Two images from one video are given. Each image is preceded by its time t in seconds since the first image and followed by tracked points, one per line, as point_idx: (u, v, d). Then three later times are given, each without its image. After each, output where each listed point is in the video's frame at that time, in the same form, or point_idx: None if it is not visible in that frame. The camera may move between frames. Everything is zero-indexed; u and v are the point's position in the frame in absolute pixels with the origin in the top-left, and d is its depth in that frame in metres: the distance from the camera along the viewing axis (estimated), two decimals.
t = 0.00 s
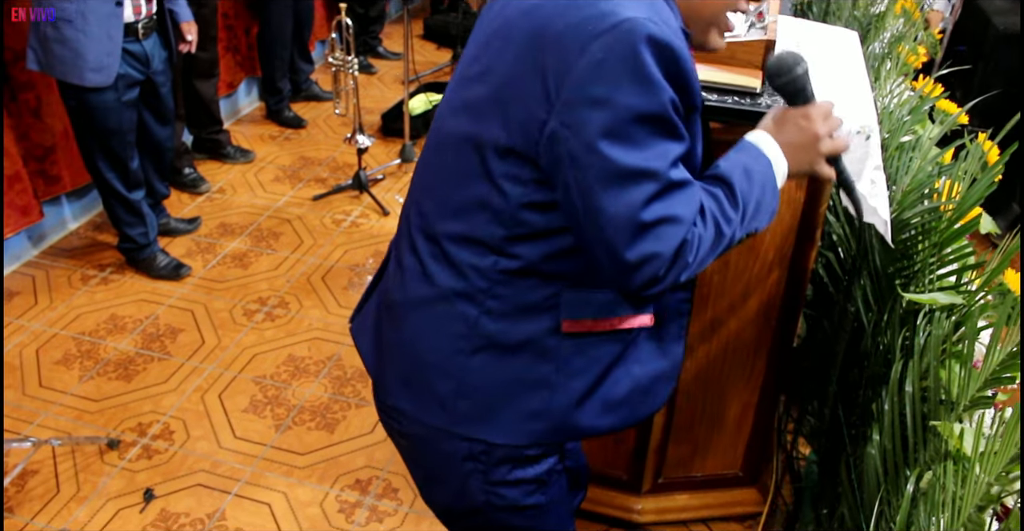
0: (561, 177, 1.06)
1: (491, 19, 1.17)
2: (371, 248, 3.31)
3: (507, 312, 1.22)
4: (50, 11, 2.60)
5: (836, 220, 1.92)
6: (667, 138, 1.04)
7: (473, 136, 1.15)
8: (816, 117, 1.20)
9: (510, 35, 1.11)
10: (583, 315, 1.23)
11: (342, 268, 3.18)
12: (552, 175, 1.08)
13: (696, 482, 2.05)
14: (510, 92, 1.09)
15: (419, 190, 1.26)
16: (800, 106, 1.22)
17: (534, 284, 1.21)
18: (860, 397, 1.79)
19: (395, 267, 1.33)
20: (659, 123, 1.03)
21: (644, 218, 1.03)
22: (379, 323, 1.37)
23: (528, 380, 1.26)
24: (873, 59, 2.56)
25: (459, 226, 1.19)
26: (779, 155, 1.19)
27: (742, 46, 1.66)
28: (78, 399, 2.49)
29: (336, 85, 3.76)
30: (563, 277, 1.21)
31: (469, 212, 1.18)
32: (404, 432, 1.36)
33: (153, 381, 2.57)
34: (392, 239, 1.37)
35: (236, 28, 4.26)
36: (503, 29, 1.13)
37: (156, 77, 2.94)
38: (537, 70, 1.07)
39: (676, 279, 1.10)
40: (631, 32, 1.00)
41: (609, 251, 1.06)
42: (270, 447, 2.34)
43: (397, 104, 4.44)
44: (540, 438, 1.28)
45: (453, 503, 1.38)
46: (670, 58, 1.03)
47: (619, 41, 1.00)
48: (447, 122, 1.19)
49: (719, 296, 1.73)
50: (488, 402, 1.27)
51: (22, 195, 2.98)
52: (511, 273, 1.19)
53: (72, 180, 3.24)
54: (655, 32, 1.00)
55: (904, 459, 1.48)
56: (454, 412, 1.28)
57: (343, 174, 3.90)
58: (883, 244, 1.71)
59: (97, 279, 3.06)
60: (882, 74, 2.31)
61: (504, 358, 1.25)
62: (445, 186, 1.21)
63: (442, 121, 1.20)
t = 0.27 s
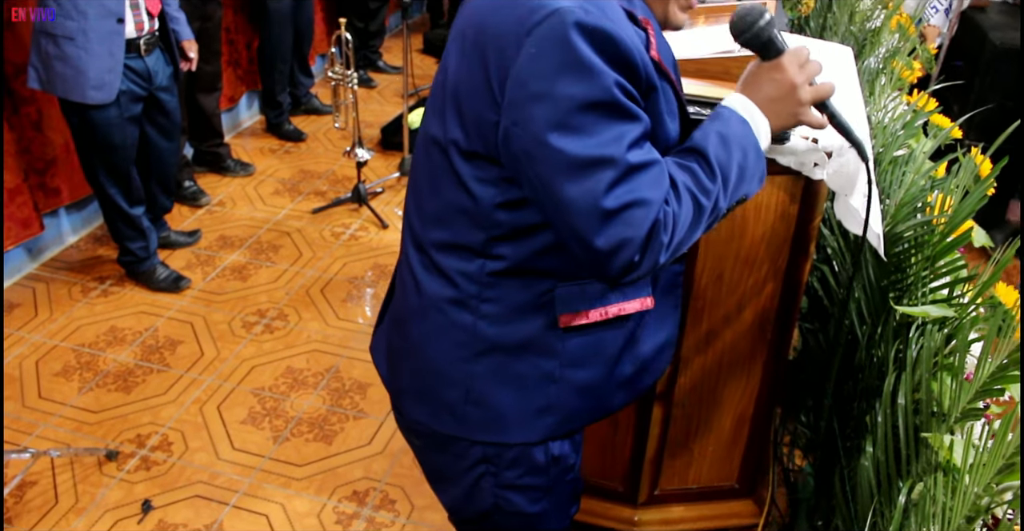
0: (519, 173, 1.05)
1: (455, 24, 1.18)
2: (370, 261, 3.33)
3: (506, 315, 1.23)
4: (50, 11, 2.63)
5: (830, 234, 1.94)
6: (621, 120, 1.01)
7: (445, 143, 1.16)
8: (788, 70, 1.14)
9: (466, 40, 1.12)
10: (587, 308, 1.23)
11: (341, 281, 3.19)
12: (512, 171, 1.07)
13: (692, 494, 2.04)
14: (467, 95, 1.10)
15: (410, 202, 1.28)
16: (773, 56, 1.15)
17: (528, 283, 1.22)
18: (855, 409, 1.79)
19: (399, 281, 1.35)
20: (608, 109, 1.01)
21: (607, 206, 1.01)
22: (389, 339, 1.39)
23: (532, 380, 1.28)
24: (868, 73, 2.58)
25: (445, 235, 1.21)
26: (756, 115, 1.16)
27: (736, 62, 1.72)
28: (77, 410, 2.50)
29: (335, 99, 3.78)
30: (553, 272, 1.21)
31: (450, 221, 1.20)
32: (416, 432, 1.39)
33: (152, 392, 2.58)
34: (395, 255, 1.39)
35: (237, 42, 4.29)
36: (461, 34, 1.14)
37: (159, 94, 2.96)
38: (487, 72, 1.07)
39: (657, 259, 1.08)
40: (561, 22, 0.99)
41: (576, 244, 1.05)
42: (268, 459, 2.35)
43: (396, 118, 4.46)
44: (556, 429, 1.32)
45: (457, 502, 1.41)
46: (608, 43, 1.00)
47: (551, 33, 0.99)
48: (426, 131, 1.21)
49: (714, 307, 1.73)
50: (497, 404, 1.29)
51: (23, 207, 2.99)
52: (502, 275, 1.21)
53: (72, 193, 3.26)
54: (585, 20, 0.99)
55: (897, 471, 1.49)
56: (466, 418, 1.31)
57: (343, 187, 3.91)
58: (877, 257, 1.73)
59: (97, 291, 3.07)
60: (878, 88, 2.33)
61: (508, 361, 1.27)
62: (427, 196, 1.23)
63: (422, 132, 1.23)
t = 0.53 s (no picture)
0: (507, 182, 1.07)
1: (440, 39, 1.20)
2: (371, 273, 3.34)
3: (511, 325, 1.25)
4: (50, 10, 2.64)
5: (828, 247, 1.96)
6: (602, 122, 1.02)
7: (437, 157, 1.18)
8: (775, 47, 1.13)
9: (449, 54, 1.14)
10: (593, 312, 1.24)
11: (342, 293, 3.20)
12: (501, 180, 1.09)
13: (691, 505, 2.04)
14: (454, 109, 1.12)
15: (411, 219, 1.30)
16: (761, 36, 1.15)
17: (528, 292, 1.23)
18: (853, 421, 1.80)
19: (405, 296, 1.36)
20: (590, 111, 1.02)
21: (596, 208, 1.02)
22: (398, 355, 1.40)
23: (544, 388, 1.29)
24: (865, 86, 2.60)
25: (444, 248, 1.23)
26: (747, 97, 1.15)
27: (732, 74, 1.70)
28: (78, 421, 2.51)
29: (337, 112, 3.80)
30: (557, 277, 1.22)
31: (447, 234, 1.21)
32: (426, 437, 1.41)
33: (153, 404, 2.58)
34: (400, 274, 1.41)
35: (240, 55, 4.32)
36: (445, 49, 1.16)
37: (161, 107, 2.98)
38: (469, 86, 1.09)
39: (654, 256, 1.08)
40: (533, 31, 1.00)
41: (571, 247, 1.06)
42: (268, 470, 2.35)
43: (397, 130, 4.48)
44: (567, 436, 1.32)
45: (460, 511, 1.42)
46: (582, 47, 1.01)
47: (524, 43, 1.01)
48: (419, 147, 1.23)
49: (711, 319, 1.74)
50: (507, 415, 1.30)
51: (26, 219, 3.01)
52: (503, 284, 1.22)
53: (74, 205, 3.28)
54: (557, 27, 1.00)
55: (894, 483, 1.50)
56: (479, 429, 1.31)
57: (344, 200, 3.93)
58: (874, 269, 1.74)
59: (98, 302, 3.09)
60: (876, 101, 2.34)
61: (519, 370, 1.28)
62: (424, 211, 1.25)
63: (417, 148, 1.25)
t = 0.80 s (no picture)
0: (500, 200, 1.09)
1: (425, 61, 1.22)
2: (371, 287, 3.35)
3: (517, 337, 1.26)
4: (51, 11, 2.65)
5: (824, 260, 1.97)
6: (587, 133, 1.04)
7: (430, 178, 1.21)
8: (760, 44, 1.14)
9: (434, 78, 1.16)
10: (598, 320, 1.25)
11: (342, 306, 3.22)
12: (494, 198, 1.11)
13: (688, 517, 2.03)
14: (444, 131, 1.15)
15: (411, 238, 1.32)
16: (747, 34, 1.16)
17: (529, 308, 1.25)
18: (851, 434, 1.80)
19: (411, 314, 1.38)
20: (573, 125, 1.04)
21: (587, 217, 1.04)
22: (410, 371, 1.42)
23: (557, 396, 1.30)
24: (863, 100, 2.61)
25: (445, 266, 1.24)
26: (737, 98, 1.16)
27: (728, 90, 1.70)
28: (78, 434, 2.52)
29: (337, 126, 3.82)
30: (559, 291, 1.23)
31: (447, 252, 1.23)
32: (438, 447, 1.42)
33: (153, 417, 2.59)
34: (404, 292, 1.43)
35: (241, 69, 4.34)
36: (430, 72, 1.18)
37: (163, 121, 3.00)
38: (455, 108, 1.12)
39: (649, 262, 1.10)
40: (512, 51, 1.03)
41: (568, 259, 1.08)
42: (267, 483, 2.36)
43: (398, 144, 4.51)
44: (583, 444, 1.33)
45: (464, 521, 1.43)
46: (561, 63, 1.03)
47: (504, 62, 1.03)
48: (413, 169, 1.26)
49: (708, 332, 1.75)
50: (518, 425, 1.31)
51: (27, 232, 3.03)
52: (506, 298, 1.23)
53: (76, 219, 3.30)
54: (534, 45, 1.02)
55: (890, 496, 1.50)
56: (494, 440, 1.32)
57: (344, 213, 3.95)
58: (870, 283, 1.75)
59: (100, 315, 3.10)
60: (874, 114, 2.35)
61: (530, 382, 1.29)
62: (421, 231, 1.27)
63: (411, 170, 1.27)
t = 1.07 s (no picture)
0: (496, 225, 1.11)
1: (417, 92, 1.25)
2: (372, 304, 3.36)
3: (521, 355, 1.27)
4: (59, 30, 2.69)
5: (821, 279, 1.98)
6: (576, 155, 1.05)
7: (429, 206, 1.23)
8: (745, 50, 1.16)
9: (426, 109, 1.19)
10: (600, 337, 1.25)
11: (343, 323, 3.23)
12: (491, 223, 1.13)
13: None
14: (439, 160, 1.17)
15: (410, 266, 1.34)
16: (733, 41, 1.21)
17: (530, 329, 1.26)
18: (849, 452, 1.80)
19: (413, 341, 1.39)
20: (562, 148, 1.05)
21: (581, 237, 1.05)
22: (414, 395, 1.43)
23: (563, 412, 1.30)
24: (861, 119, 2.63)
25: (447, 291, 1.25)
26: (726, 106, 1.17)
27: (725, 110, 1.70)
28: (79, 450, 2.53)
29: (339, 144, 3.84)
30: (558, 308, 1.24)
31: (448, 277, 1.24)
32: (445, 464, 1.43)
33: (154, 434, 2.60)
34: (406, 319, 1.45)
35: (244, 88, 4.37)
36: (422, 104, 1.21)
37: (167, 140, 3.03)
38: (448, 138, 1.14)
39: (647, 277, 1.11)
40: (497, 81, 1.05)
41: (567, 280, 1.10)
42: (267, 500, 2.36)
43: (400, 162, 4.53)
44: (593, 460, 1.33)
45: None
46: (546, 87, 1.05)
47: (490, 91, 1.05)
48: (411, 197, 1.28)
49: (706, 350, 1.76)
50: (524, 441, 1.31)
51: (30, 249, 3.05)
52: (508, 321, 1.25)
53: (78, 236, 3.31)
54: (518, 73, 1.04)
55: (887, 513, 1.50)
56: (503, 458, 1.33)
57: (346, 231, 3.97)
58: (866, 300, 1.76)
59: (101, 332, 3.11)
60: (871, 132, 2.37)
61: (535, 400, 1.29)
62: (420, 257, 1.29)
63: (410, 198, 1.30)
